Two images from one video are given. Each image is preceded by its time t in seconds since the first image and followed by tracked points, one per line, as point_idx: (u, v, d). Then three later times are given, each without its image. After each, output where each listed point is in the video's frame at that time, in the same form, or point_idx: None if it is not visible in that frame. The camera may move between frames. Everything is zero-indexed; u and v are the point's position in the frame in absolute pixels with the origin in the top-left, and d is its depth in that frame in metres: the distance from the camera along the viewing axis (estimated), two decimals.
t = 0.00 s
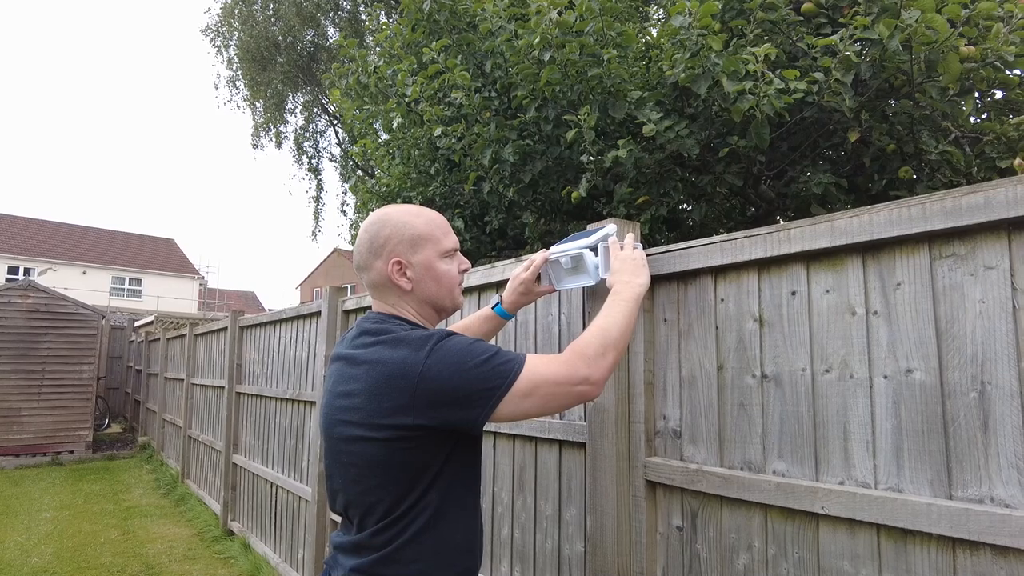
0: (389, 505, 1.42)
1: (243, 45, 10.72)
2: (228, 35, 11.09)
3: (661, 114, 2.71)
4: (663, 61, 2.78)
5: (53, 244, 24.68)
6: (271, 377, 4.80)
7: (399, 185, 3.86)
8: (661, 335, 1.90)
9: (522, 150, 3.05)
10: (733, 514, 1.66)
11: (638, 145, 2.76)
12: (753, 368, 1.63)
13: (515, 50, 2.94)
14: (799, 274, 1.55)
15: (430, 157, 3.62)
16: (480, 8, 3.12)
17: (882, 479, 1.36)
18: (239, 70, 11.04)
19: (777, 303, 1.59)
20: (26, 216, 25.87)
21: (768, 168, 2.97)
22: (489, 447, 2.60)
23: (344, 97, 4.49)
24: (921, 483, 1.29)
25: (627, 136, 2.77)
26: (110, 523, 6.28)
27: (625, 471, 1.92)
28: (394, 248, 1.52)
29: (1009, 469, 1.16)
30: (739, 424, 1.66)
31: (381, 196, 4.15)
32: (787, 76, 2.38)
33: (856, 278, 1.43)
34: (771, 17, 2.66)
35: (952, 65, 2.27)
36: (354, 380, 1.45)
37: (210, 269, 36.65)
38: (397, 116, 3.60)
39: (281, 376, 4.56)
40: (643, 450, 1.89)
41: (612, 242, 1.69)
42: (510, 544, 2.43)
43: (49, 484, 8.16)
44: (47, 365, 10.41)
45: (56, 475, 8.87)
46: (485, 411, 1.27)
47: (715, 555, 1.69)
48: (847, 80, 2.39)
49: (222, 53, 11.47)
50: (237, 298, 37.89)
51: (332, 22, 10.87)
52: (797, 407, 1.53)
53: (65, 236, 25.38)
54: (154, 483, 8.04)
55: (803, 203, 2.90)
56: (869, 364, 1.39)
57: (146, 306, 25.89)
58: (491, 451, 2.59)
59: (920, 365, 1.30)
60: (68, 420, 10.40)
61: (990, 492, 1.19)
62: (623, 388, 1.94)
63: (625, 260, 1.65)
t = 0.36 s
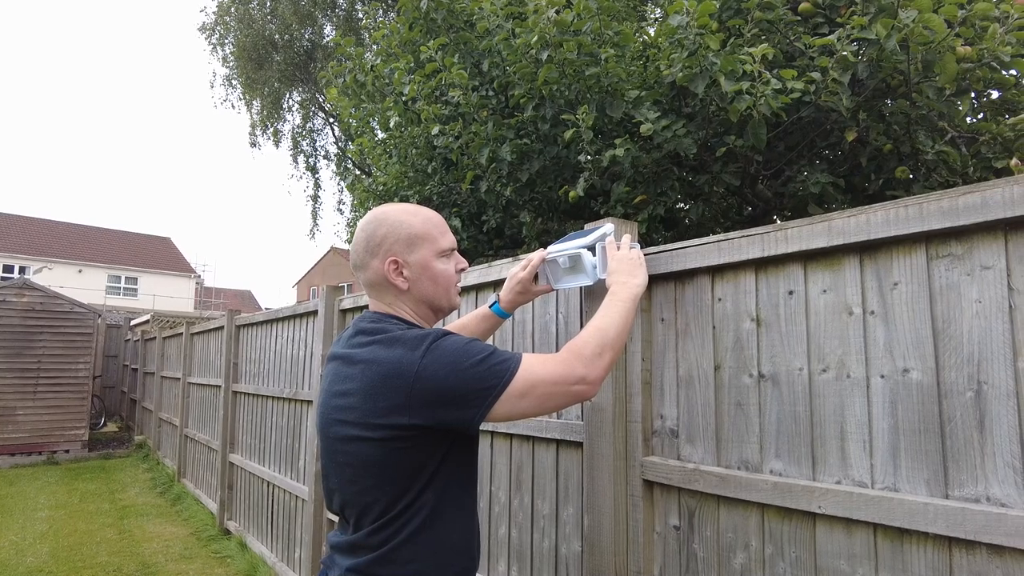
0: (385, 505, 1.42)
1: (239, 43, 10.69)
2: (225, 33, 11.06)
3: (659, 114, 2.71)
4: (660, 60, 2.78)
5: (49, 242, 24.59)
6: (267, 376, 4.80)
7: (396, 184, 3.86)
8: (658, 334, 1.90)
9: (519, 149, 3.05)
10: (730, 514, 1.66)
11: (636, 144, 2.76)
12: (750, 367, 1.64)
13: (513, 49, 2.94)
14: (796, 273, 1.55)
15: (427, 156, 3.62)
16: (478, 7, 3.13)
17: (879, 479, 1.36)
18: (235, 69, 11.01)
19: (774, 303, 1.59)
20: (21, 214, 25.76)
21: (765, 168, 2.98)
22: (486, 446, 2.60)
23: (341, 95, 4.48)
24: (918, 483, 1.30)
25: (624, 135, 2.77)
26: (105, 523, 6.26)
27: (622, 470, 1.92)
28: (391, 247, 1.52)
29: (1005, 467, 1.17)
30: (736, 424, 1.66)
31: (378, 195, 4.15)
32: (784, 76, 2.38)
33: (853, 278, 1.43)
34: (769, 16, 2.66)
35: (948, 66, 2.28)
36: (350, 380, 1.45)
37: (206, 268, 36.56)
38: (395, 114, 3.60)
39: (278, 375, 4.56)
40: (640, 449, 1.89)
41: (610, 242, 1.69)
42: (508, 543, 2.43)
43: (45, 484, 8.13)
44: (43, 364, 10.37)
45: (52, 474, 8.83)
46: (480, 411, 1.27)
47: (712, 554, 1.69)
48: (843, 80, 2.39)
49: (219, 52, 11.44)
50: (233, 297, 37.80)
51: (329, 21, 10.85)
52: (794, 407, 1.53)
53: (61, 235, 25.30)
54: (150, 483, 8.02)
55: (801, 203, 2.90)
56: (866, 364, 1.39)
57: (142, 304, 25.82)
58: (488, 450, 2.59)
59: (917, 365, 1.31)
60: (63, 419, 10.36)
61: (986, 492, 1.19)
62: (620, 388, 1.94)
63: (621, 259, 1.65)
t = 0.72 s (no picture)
0: (384, 506, 1.42)
1: (236, 42, 10.67)
2: (221, 32, 11.03)
3: (656, 114, 2.71)
4: (658, 60, 2.78)
5: (45, 241, 24.51)
6: (265, 375, 4.79)
7: (394, 184, 3.86)
8: (656, 335, 1.90)
9: (517, 149, 3.05)
10: (727, 514, 1.66)
11: (633, 144, 2.77)
12: (748, 368, 1.64)
13: (510, 49, 2.94)
14: (794, 274, 1.56)
15: (425, 155, 3.62)
16: (475, 6, 3.16)
17: (876, 480, 1.36)
18: (232, 68, 10.98)
19: (772, 303, 1.60)
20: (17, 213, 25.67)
21: (763, 168, 2.98)
22: (484, 446, 2.60)
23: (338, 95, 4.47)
24: (914, 483, 1.30)
25: (622, 135, 2.77)
26: (102, 523, 6.25)
27: (620, 471, 1.92)
28: (390, 248, 1.52)
29: (1002, 468, 1.17)
30: (734, 425, 1.66)
31: (376, 195, 4.15)
32: (782, 76, 2.38)
33: (851, 279, 1.44)
34: (766, 17, 2.66)
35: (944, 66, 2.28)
36: (349, 380, 1.45)
37: (203, 267, 36.46)
38: (392, 114, 3.60)
39: (275, 375, 4.55)
40: (638, 450, 1.89)
41: (607, 242, 1.69)
42: (505, 543, 2.43)
43: (41, 483, 8.11)
44: (38, 363, 10.33)
45: (48, 474, 8.81)
46: (479, 412, 1.27)
47: (709, 554, 1.69)
48: (841, 81, 2.40)
49: (216, 51, 11.40)
50: (230, 296, 37.72)
51: (326, 19, 10.83)
52: (792, 407, 1.53)
53: (57, 234, 25.23)
54: (146, 482, 8.01)
55: (798, 204, 2.90)
56: (864, 365, 1.40)
57: (138, 304, 25.75)
58: (486, 450, 2.59)
59: (914, 366, 1.31)
60: (59, 419, 10.33)
61: (982, 492, 1.20)
62: (618, 388, 1.94)
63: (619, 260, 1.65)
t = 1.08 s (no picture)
0: (382, 506, 1.42)
1: (233, 42, 10.65)
2: (218, 31, 11.02)
3: (654, 114, 2.72)
4: (656, 60, 2.78)
5: (41, 240, 24.45)
6: (262, 375, 4.79)
7: (391, 184, 3.85)
8: (652, 336, 1.91)
9: (515, 149, 3.05)
10: (724, 513, 1.67)
11: (630, 144, 2.77)
12: (745, 368, 1.64)
13: (508, 49, 2.94)
14: (790, 275, 1.56)
15: (422, 155, 3.62)
16: (472, 7, 3.12)
17: (872, 479, 1.37)
18: (229, 67, 10.97)
19: (768, 304, 1.60)
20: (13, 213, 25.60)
21: (760, 168, 2.99)
22: (481, 446, 2.60)
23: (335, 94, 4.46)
24: (909, 483, 1.31)
25: (620, 135, 2.77)
26: (98, 523, 6.23)
27: (617, 471, 1.92)
28: (388, 249, 1.52)
29: (997, 468, 1.18)
30: (730, 425, 1.67)
31: (373, 194, 4.14)
32: (779, 77, 2.39)
33: (846, 279, 1.44)
34: (763, 17, 2.67)
35: (941, 67, 2.29)
36: (346, 380, 1.45)
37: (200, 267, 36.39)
38: (390, 114, 3.60)
39: (272, 375, 4.54)
40: (635, 450, 1.89)
41: (603, 242, 1.69)
42: (502, 543, 2.43)
43: (37, 484, 8.09)
44: (35, 363, 10.31)
45: (44, 474, 8.78)
46: (475, 413, 1.27)
47: (706, 554, 1.70)
48: (838, 82, 2.41)
49: (213, 50, 11.39)
50: (227, 296, 37.67)
51: (323, 19, 10.82)
52: (788, 408, 1.54)
53: (53, 233, 25.17)
54: (143, 482, 7.99)
55: (796, 204, 2.91)
56: (860, 366, 1.40)
57: (135, 303, 25.68)
58: (483, 450, 2.59)
59: (909, 366, 1.32)
60: (55, 419, 10.30)
61: (977, 492, 1.21)
62: (615, 389, 1.94)
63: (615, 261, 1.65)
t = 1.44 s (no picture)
0: (380, 506, 1.42)
1: (230, 41, 10.63)
2: (215, 31, 11.00)
3: (651, 115, 2.72)
4: (652, 61, 2.78)
5: (37, 240, 24.39)
6: (259, 375, 4.78)
7: (388, 184, 3.85)
8: (649, 336, 1.91)
9: (512, 150, 3.05)
10: (720, 513, 1.67)
11: (628, 145, 2.77)
12: (741, 369, 1.65)
13: (506, 50, 2.95)
14: (785, 276, 1.57)
15: (420, 155, 3.62)
16: (470, 7, 3.12)
17: (867, 479, 1.38)
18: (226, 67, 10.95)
19: (764, 305, 1.61)
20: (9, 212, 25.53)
21: (757, 169, 3.00)
22: (478, 446, 2.60)
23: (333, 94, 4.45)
24: (904, 483, 1.31)
25: (617, 136, 2.77)
26: (95, 523, 6.22)
27: (614, 471, 1.92)
28: (385, 249, 1.52)
29: (990, 468, 1.18)
30: (726, 425, 1.67)
31: (370, 194, 4.14)
32: (776, 78, 2.39)
33: (842, 280, 1.45)
34: (760, 18, 2.69)
35: (937, 68, 2.30)
36: (344, 380, 1.45)
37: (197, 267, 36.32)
38: (388, 114, 3.60)
39: (270, 375, 4.54)
40: (632, 450, 1.90)
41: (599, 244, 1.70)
42: (500, 543, 2.44)
43: (34, 484, 8.08)
44: (31, 363, 10.29)
45: (41, 474, 8.76)
46: (471, 413, 1.28)
47: (702, 554, 1.70)
48: (834, 84, 2.41)
49: (210, 50, 11.37)
50: (225, 296, 37.62)
51: (320, 19, 10.80)
52: (783, 408, 1.54)
53: (50, 233, 25.12)
54: (140, 482, 7.97)
55: (792, 204, 2.92)
56: (855, 367, 1.41)
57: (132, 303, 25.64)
58: (481, 450, 2.59)
59: (904, 367, 1.32)
60: (52, 419, 10.28)
61: (970, 492, 1.21)
62: (611, 390, 1.94)
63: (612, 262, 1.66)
